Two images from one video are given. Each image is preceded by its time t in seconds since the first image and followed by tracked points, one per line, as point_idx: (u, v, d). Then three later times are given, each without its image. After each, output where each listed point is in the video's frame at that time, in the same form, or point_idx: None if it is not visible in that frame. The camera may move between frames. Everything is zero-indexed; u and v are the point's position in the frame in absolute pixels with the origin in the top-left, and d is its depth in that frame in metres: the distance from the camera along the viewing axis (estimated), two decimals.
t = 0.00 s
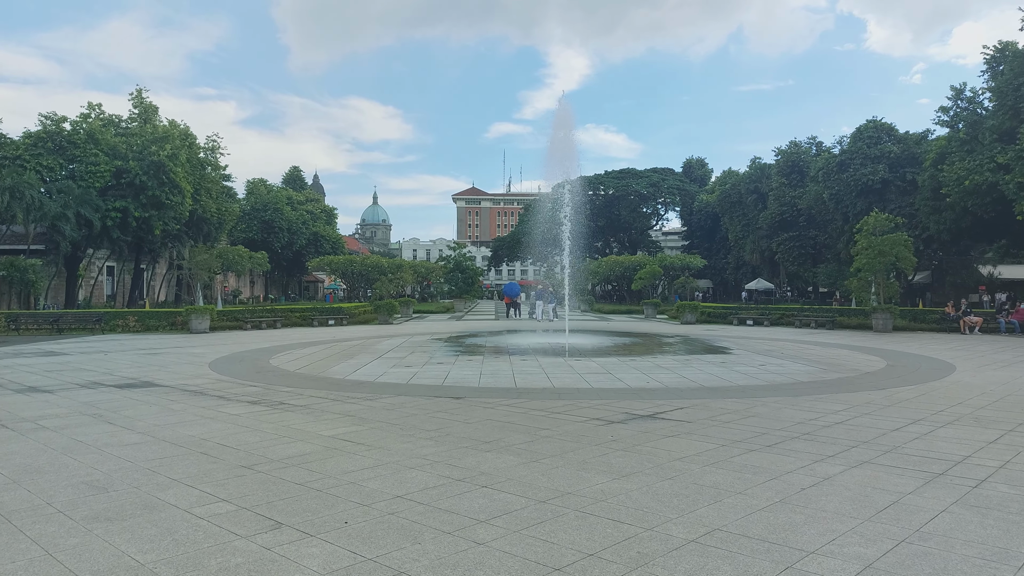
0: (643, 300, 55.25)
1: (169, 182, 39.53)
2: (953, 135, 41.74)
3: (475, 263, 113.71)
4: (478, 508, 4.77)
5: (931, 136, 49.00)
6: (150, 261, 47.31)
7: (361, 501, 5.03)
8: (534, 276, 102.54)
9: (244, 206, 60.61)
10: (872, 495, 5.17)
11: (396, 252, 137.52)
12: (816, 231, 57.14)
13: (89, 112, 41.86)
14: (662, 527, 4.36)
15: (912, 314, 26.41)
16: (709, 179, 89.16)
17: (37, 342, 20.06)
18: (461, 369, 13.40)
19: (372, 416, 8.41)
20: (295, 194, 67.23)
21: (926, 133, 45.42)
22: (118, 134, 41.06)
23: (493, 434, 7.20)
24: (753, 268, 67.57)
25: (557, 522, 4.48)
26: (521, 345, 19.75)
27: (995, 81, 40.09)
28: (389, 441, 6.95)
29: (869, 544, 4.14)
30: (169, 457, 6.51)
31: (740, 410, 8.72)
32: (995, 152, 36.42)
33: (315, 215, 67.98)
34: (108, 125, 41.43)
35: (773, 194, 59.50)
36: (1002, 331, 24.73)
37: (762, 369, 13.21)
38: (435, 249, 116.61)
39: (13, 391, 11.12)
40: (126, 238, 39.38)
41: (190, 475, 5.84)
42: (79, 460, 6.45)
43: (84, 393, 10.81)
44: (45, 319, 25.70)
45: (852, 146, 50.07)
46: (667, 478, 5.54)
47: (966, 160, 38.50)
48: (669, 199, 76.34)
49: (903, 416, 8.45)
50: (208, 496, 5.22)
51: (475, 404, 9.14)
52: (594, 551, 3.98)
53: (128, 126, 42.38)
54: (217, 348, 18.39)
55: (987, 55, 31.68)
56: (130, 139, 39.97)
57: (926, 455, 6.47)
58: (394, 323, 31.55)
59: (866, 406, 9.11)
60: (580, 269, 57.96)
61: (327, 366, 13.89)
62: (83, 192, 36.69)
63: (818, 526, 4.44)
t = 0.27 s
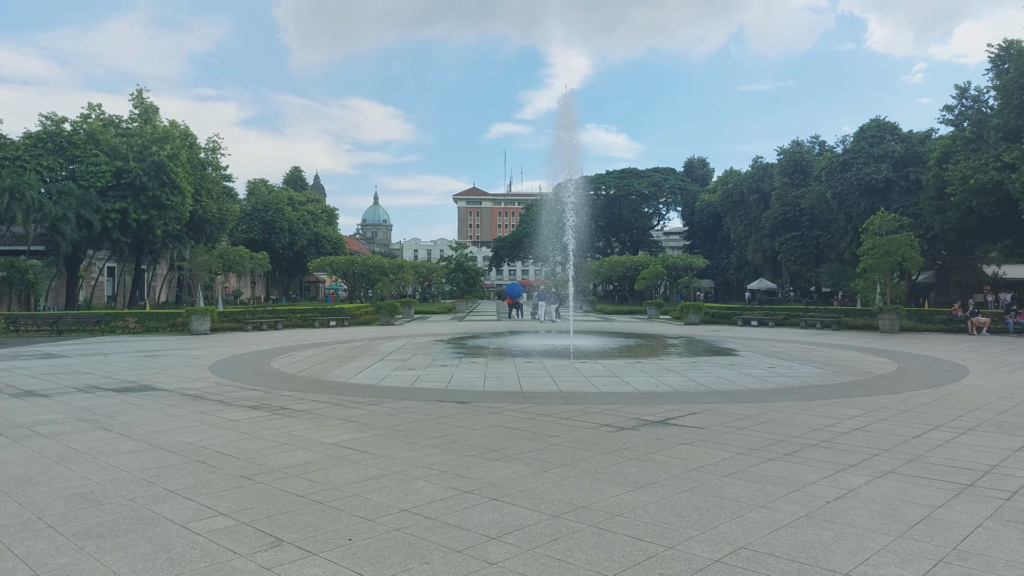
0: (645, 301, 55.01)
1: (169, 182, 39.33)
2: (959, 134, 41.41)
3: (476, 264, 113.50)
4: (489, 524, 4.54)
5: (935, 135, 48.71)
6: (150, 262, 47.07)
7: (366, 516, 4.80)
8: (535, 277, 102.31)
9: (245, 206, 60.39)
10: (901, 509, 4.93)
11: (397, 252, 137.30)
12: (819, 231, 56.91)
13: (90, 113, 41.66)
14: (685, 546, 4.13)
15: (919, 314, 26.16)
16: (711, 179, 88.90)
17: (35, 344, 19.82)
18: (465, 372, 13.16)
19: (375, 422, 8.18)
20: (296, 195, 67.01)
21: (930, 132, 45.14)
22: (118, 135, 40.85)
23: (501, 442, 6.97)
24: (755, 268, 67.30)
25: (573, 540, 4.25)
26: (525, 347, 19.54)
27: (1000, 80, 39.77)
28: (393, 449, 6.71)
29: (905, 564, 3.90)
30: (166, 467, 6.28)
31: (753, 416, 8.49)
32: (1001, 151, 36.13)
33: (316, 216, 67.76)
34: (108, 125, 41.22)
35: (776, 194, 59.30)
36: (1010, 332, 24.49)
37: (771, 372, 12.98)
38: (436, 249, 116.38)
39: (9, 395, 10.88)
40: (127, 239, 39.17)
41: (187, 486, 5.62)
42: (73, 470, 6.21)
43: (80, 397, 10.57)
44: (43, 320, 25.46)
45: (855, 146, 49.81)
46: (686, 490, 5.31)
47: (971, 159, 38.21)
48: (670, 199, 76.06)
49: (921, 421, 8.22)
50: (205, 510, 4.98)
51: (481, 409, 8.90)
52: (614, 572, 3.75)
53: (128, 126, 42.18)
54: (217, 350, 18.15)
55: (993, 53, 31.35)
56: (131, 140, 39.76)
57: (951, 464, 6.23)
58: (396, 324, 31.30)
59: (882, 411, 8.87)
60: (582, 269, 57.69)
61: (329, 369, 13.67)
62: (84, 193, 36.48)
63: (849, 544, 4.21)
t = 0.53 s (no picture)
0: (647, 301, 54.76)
1: (168, 181, 39.05)
2: (962, 133, 41.10)
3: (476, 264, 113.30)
4: (495, 536, 4.29)
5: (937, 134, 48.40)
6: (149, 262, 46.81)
7: (364, 526, 4.54)
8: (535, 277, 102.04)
9: (244, 206, 60.13)
10: (930, 519, 4.68)
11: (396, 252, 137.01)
12: (820, 231, 56.68)
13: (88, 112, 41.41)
14: (704, 561, 3.88)
15: (924, 314, 25.91)
16: (712, 178, 88.61)
17: (31, 345, 19.54)
18: (467, 373, 12.92)
19: (375, 426, 7.92)
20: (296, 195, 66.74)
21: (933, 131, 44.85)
22: (116, 134, 40.58)
23: (505, 447, 6.72)
24: (756, 268, 67.06)
25: (584, 553, 4.00)
26: (527, 347, 19.29)
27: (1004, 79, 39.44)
28: (394, 455, 6.47)
29: None
30: (157, 474, 6.02)
31: (765, 419, 8.23)
32: (1005, 150, 35.84)
33: (315, 215, 67.48)
34: (106, 124, 40.96)
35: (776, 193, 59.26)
36: (1017, 332, 24.21)
37: (779, 373, 12.72)
38: (436, 249, 116.13)
39: None
40: (125, 238, 38.89)
41: (178, 495, 5.36)
42: (59, 477, 5.96)
43: (73, 400, 10.31)
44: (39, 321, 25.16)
45: (857, 145, 49.54)
46: (702, 499, 5.05)
47: (974, 159, 37.93)
48: (671, 199, 75.77)
49: (938, 424, 7.97)
50: (196, 521, 4.72)
51: (484, 412, 8.65)
52: None
53: (126, 125, 41.92)
54: (215, 351, 17.91)
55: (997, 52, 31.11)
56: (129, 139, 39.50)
57: (975, 470, 5.98)
58: (396, 324, 31.04)
59: (897, 414, 8.61)
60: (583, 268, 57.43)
61: (328, 370, 13.42)
62: (81, 192, 36.19)
63: (877, 558, 3.97)
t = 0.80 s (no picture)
0: (648, 301, 54.44)
1: (166, 182, 38.69)
2: (965, 131, 40.81)
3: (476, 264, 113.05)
4: (499, 552, 4.05)
5: (939, 133, 48.10)
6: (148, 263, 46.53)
7: (360, 541, 4.29)
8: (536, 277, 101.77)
9: (243, 207, 59.88)
10: (958, 532, 4.43)
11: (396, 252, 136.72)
12: (822, 230, 56.40)
13: (86, 112, 41.14)
14: None
15: (929, 314, 25.65)
16: (712, 178, 88.36)
17: (26, 347, 19.29)
18: (468, 375, 12.67)
19: (373, 431, 7.68)
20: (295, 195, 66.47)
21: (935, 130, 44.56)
22: (114, 134, 40.29)
23: (509, 453, 6.47)
24: (757, 267, 66.79)
25: (595, 572, 3.75)
26: (529, 349, 19.05)
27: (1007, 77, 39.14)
28: (394, 461, 6.22)
29: None
30: (146, 483, 5.77)
31: (775, 423, 7.98)
32: (1008, 148, 35.52)
33: (315, 216, 67.21)
34: (104, 124, 40.69)
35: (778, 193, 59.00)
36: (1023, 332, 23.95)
37: (785, 375, 12.47)
38: (436, 250, 115.88)
39: None
40: (123, 239, 38.59)
41: (166, 506, 5.11)
42: (43, 486, 5.71)
43: (63, 403, 10.04)
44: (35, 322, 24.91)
45: (859, 144, 49.24)
46: (716, 510, 4.79)
47: (977, 157, 37.62)
48: (671, 199, 75.53)
49: (954, 428, 7.72)
50: (182, 535, 4.47)
51: (486, 416, 8.41)
52: None
53: (125, 126, 41.65)
54: (212, 353, 17.66)
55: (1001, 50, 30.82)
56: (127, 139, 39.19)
57: (997, 478, 5.74)
58: (396, 325, 30.80)
59: (911, 417, 8.36)
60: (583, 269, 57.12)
61: (326, 373, 13.17)
62: (79, 193, 35.89)
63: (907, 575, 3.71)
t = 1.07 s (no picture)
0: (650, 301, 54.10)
1: (166, 181, 38.44)
2: (969, 132, 40.50)
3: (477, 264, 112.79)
4: (505, 570, 3.81)
5: (943, 133, 47.81)
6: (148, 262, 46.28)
7: (358, 558, 4.06)
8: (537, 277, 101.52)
9: (244, 206, 59.67)
10: (991, 548, 4.19)
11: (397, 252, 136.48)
12: (825, 230, 56.14)
13: (86, 111, 40.93)
14: None
15: (934, 316, 25.42)
16: (714, 178, 88.06)
17: (22, 348, 19.05)
18: (469, 377, 12.43)
19: (373, 436, 7.44)
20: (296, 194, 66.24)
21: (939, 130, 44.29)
22: (114, 133, 40.04)
23: (513, 461, 6.22)
24: (759, 268, 66.54)
25: None
26: (530, 350, 18.83)
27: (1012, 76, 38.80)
28: (394, 470, 5.99)
29: None
30: (135, 492, 5.54)
31: (787, 429, 7.74)
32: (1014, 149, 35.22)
33: (316, 215, 66.99)
34: (104, 123, 40.49)
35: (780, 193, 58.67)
36: None
37: (793, 378, 12.24)
38: (436, 250, 115.65)
39: None
40: (122, 239, 38.38)
41: (154, 518, 4.87)
42: (29, 495, 5.48)
43: (55, 406, 9.80)
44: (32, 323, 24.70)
45: (862, 144, 48.95)
46: (733, 524, 4.56)
47: (982, 158, 37.35)
48: (673, 199, 75.22)
49: (971, 435, 7.49)
50: (170, 550, 4.23)
51: (489, 421, 8.17)
52: None
53: (125, 124, 41.44)
54: (210, 354, 17.44)
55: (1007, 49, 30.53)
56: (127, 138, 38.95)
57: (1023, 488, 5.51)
58: (396, 325, 30.59)
59: (926, 423, 8.12)
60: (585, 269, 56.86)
61: (325, 375, 12.95)
62: (79, 192, 35.68)
63: None
